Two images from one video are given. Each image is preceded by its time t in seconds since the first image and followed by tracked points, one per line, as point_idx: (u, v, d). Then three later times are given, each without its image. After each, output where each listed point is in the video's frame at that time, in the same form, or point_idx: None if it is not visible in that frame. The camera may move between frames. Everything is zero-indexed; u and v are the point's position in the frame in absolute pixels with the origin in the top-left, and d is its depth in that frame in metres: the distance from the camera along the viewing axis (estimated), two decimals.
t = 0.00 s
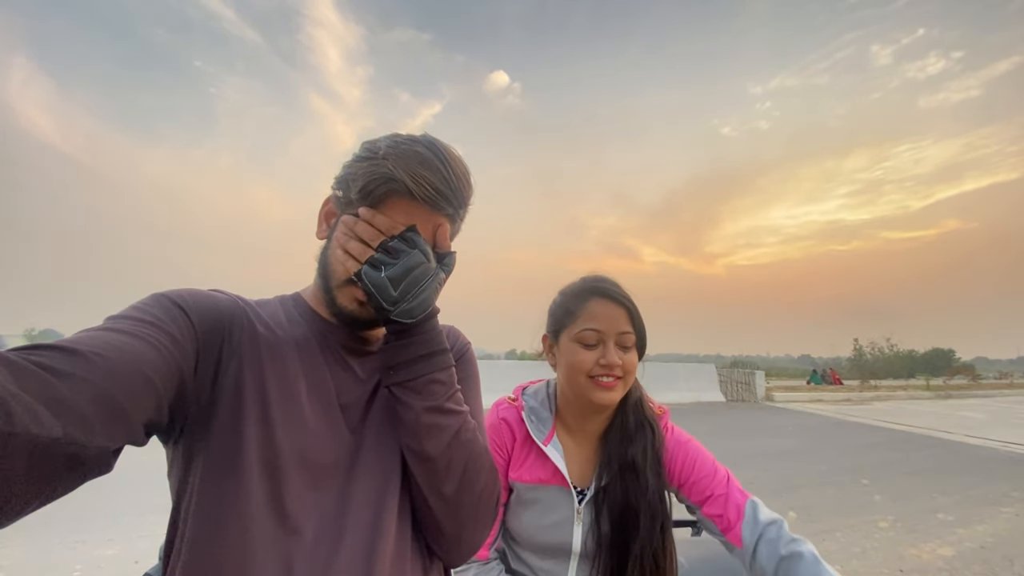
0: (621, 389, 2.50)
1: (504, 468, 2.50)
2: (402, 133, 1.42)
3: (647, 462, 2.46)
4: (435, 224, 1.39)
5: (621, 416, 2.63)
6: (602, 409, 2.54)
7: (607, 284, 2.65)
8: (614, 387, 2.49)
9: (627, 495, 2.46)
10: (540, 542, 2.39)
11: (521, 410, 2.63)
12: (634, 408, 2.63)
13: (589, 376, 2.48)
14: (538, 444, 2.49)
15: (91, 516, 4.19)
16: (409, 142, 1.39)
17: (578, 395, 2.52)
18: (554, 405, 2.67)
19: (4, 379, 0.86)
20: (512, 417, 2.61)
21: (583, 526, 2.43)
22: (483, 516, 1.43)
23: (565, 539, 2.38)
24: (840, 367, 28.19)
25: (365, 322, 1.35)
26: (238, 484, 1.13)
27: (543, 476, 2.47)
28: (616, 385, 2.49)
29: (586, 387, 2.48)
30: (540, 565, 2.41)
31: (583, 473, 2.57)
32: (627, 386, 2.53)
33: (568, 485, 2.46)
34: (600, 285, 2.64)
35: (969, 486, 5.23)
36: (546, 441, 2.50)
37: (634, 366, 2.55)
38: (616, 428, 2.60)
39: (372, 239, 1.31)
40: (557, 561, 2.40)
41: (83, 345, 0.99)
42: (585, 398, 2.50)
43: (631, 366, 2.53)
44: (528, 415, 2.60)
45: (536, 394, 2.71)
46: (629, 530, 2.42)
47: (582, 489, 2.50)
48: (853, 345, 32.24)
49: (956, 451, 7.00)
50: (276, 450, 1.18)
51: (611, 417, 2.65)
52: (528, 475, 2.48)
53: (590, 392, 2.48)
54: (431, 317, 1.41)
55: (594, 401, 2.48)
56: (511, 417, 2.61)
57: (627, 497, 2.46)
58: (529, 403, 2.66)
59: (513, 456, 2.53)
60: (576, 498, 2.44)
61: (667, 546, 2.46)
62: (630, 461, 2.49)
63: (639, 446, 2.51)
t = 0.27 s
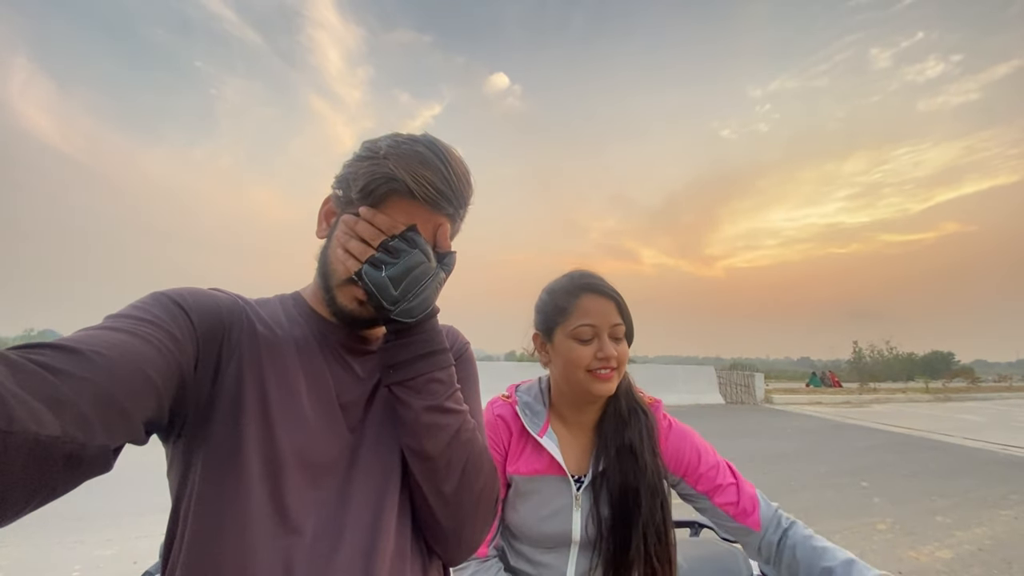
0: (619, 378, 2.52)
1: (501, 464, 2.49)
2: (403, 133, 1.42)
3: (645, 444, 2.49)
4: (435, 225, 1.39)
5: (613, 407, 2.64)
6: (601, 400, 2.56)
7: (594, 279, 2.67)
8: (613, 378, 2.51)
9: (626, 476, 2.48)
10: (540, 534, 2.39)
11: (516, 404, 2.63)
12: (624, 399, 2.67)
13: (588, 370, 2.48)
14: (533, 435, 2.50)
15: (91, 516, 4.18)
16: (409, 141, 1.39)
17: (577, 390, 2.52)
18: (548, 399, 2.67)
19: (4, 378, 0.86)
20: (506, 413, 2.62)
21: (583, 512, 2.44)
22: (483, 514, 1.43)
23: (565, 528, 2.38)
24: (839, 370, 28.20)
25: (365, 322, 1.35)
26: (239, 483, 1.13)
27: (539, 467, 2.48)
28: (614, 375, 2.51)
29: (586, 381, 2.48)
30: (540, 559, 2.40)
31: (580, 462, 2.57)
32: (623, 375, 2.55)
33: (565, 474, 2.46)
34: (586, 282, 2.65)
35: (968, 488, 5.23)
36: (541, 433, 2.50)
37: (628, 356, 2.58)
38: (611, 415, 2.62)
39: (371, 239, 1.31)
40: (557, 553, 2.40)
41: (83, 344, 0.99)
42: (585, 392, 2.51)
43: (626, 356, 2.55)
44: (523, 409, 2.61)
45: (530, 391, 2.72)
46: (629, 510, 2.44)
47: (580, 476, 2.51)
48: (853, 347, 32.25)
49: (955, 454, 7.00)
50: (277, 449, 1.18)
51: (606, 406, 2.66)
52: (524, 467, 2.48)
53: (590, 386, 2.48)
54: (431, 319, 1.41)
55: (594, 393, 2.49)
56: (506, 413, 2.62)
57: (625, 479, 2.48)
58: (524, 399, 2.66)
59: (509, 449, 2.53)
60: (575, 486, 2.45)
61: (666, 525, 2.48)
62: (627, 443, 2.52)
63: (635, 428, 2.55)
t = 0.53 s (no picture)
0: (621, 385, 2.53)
1: (510, 465, 2.49)
2: (402, 133, 1.42)
3: (651, 445, 2.54)
4: (435, 224, 1.39)
5: (619, 411, 2.64)
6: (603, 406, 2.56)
7: (600, 283, 2.67)
8: (615, 385, 2.51)
9: (633, 477, 2.49)
10: (548, 535, 2.38)
11: (524, 405, 2.62)
12: (630, 400, 2.68)
13: (591, 375, 2.49)
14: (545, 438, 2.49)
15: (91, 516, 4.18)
16: (409, 142, 1.40)
17: (579, 394, 2.53)
18: (555, 401, 2.66)
19: (4, 380, 0.86)
20: (515, 414, 2.60)
21: (590, 513, 2.45)
22: (483, 515, 1.43)
23: (573, 531, 2.39)
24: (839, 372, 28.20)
25: (365, 322, 1.35)
26: (239, 483, 1.13)
27: (550, 469, 2.48)
28: (616, 382, 2.52)
29: (589, 386, 2.49)
30: (546, 559, 2.41)
31: (587, 463, 2.58)
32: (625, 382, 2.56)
33: (576, 477, 2.47)
34: (593, 285, 2.65)
35: (968, 490, 5.23)
36: (552, 436, 2.50)
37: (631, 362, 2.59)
38: (617, 415, 2.64)
39: (371, 240, 1.31)
40: (563, 554, 2.41)
41: (83, 345, 0.99)
42: (587, 397, 2.51)
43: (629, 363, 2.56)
44: (532, 411, 2.59)
45: (536, 392, 2.71)
46: (637, 510, 2.44)
47: (588, 479, 2.50)
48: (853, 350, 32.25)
49: (955, 455, 7.00)
50: (277, 449, 1.18)
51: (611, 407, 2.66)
52: (535, 470, 2.47)
53: (593, 391, 2.49)
54: (432, 318, 1.41)
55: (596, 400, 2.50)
56: (515, 415, 2.59)
57: (633, 479, 2.48)
58: (531, 400, 2.65)
59: (518, 452, 2.52)
60: (584, 490, 2.45)
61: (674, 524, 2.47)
62: (633, 444, 2.55)
63: (641, 430, 2.58)
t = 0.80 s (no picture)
0: (625, 384, 2.52)
1: (516, 461, 2.50)
2: (404, 133, 1.42)
3: (659, 457, 2.54)
4: (436, 221, 1.39)
5: (630, 416, 2.64)
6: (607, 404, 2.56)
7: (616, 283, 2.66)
8: (619, 383, 2.51)
9: (639, 487, 2.48)
10: (550, 534, 2.39)
11: (532, 403, 2.62)
12: (641, 409, 2.68)
13: (595, 370, 2.50)
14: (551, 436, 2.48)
15: (90, 516, 4.17)
16: (411, 141, 1.40)
17: (582, 389, 2.54)
18: (563, 399, 2.66)
19: (7, 380, 0.86)
20: (523, 412, 2.59)
21: (594, 515, 2.44)
22: (485, 515, 1.43)
23: (575, 530, 2.39)
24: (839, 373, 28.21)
25: (367, 321, 1.35)
26: (242, 483, 1.12)
27: (556, 467, 2.48)
28: (620, 380, 2.51)
29: (591, 382, 2.50)
30: (546, 557, 2.41)
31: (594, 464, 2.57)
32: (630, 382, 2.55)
33: (581, 476, 2.47)
34: (608, 283, 2.65)
35: (967, 491, 5.25)
36: (559, 434, 2.49)
37: (639, 362, 2.57)
38: (625, 423, 2.63)
39: (371, 239, 1.31)
40: (563, 552, 2.41)
41: (85, 346, 0.99)
42: (589, 393, 2.52)
43: (636, 362, 2.54)
44: (541, 409, 2.59)
45: (542, 390, 2.71)
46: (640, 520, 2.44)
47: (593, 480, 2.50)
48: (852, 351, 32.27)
49: (954, 457, 7.01)
50: (280, 448, 1.18)
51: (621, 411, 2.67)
52: (542, 467, 2.48)
53: (595, 386, 2.50)
54: (433, 317, 1.41)
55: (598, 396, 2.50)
56: (523, 412, 2.59)
57: (638, 488, 2.48)
58: (539, 398, 2.64)
59: (525, 449, 2.52)
60: (587, 490, 2.45)
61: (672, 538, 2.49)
62: (641, 454, 2.54)
63: (650, 440, 2.58)
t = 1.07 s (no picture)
0: (605, 372, 2.52)
1: (515, 458, 2.51)
2: (404, 131, 1.42)
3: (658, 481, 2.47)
4: (433, 219, 1.38)
5: (631, 426, 2.64)
6: (594, 396, 2.57)
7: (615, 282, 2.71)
8: (597, 370, 2.53)
9: (634, 503, 2.44)
10: (548, 532, 2.39)
11: (532, 400, 2.62)
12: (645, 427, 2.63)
13: (574, 356, 2.57)
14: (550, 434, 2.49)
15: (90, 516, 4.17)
16: (411, 139, 1.39)
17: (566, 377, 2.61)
18: (562, 397, 2.66)
19: (6, 379, 0.86)
20: (522, 410, 2.60)
21: (590, 517, 2.44)
22: (486, 514, 1.43)
23: (572, 528, 2.39)
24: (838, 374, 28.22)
25: (367, 320, 1.35)
26: (242, 482, 1.12)
27: (554, 465, 2.48)
28: (599, 368, 2.52)
29: (570, 366, 2.58)
30: (544, 554, 2.42)
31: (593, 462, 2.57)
32: (613, 373, 2.54)
33: (579, 474, 2.47)
34: (604, 280, 2.72)
35: (966, 492, 5.25)
36: (557, 432, 2.49)
37: (624, 354, 2.55)
38: (626, 438, 2.59)
39: (371, 239, 1.31)
40: (560, 550, 2.42)
41: (85, 345, 0.99)
42: (571, 379, 2.59)
43: (620, 354, 2.54)
44: (540, 407, 2.59)
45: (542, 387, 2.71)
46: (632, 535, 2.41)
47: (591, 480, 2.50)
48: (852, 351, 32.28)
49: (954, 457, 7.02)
50: (280, 447, 1.18)
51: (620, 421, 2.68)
52: (540, 464, 2.48)
53: (572, 370, 2.57)
54: (433, 316, 1.41)
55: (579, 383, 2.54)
56: (522, 410, 2.60)
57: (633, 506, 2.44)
58: (539, 395, 2.65)
59: (524, 447, 2.53)
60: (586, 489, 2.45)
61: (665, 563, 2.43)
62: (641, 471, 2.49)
63: (651, 458, 2.52)
